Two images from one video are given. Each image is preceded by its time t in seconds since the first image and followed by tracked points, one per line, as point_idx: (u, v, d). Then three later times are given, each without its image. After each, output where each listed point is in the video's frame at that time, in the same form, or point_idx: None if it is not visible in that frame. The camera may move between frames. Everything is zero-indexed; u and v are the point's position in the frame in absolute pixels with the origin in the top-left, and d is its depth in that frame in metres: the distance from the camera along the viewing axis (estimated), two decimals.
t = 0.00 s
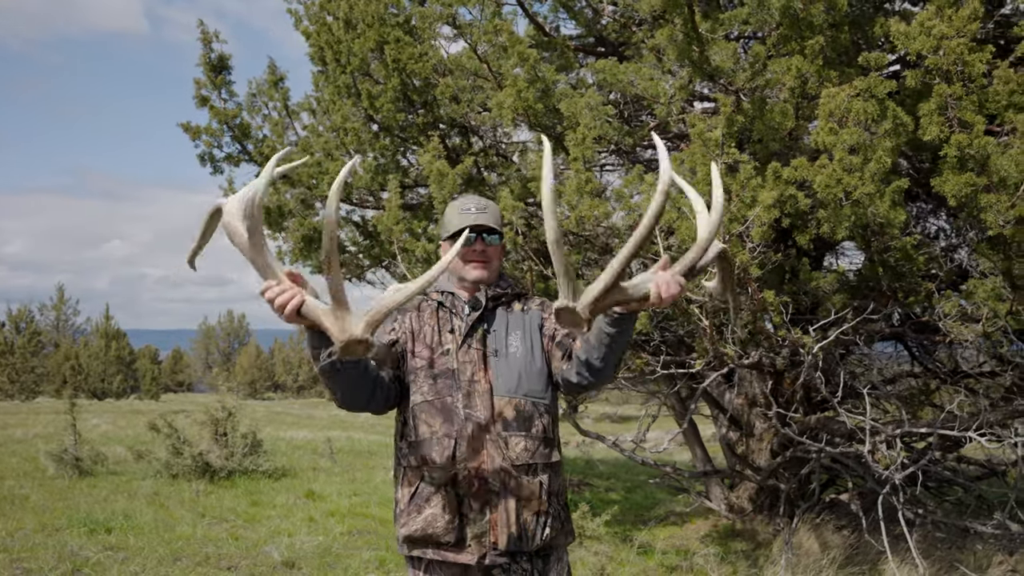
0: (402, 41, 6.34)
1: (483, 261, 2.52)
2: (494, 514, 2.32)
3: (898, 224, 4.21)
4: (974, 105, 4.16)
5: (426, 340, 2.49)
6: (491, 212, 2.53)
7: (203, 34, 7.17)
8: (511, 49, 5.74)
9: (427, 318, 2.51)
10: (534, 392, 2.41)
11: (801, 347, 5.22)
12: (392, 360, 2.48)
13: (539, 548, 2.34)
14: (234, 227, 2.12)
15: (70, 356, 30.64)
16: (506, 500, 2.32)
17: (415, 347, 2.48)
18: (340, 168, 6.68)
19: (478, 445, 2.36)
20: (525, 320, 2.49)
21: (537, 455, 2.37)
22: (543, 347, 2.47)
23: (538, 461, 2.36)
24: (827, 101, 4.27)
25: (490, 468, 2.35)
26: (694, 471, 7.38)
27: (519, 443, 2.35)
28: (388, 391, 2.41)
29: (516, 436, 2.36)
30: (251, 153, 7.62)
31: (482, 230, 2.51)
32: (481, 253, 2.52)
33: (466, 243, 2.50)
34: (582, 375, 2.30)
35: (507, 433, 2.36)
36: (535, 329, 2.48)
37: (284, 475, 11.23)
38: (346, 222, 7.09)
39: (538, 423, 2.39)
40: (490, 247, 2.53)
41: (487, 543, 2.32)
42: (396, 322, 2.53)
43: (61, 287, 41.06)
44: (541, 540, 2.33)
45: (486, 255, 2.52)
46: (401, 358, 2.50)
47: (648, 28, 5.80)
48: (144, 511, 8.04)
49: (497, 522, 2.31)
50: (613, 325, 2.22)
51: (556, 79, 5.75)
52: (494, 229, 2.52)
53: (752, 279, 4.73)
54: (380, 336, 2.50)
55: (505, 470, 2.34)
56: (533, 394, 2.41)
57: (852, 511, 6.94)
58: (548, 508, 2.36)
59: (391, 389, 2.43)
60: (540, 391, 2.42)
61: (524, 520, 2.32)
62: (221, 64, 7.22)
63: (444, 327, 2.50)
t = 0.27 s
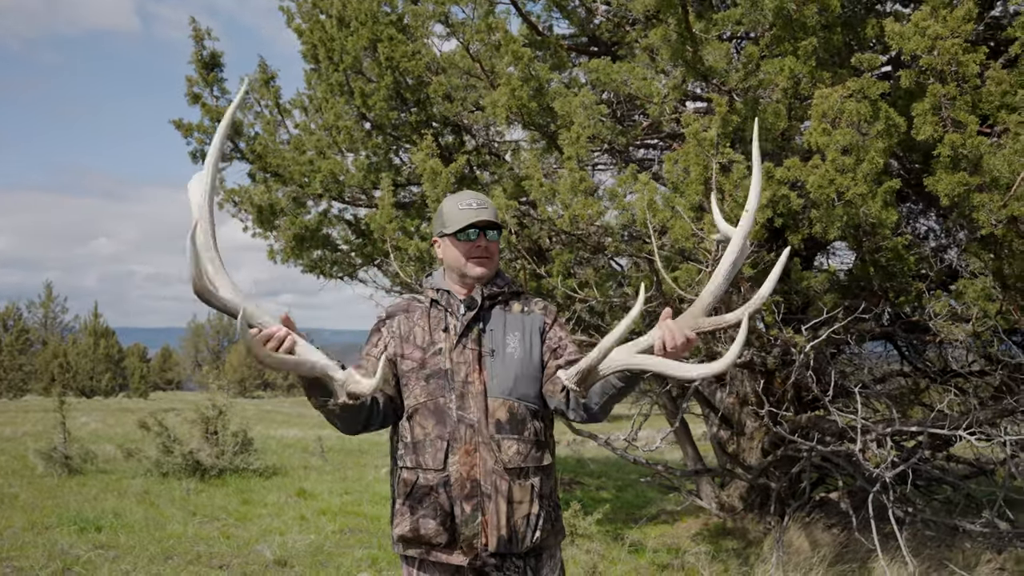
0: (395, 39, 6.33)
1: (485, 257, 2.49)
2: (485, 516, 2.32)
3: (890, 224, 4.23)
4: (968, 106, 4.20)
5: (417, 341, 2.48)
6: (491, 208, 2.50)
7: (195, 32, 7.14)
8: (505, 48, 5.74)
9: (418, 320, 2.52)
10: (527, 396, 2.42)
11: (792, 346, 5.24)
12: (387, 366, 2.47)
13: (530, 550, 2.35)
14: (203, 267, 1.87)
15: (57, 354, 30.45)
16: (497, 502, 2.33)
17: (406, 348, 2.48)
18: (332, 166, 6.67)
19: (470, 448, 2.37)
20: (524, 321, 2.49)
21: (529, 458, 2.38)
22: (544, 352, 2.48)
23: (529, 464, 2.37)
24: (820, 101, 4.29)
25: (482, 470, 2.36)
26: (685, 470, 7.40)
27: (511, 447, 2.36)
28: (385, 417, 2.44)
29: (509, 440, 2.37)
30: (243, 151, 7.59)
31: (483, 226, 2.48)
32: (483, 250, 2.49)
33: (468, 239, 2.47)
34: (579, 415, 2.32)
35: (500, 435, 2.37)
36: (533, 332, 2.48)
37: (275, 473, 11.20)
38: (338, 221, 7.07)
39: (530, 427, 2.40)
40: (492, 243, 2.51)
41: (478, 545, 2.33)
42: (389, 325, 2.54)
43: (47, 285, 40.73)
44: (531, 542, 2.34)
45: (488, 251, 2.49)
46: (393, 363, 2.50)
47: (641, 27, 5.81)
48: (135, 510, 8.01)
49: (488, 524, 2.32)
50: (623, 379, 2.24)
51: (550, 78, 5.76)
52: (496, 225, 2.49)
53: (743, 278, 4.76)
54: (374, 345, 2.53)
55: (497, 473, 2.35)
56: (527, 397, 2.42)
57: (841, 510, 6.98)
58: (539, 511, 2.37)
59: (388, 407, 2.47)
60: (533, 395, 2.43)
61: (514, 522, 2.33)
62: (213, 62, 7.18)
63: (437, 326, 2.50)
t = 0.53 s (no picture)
0: (388, 39, 6.32)
1: (468, 258, 2.49)
2: (480, 516, 2.33)
3: (883, 225, 4.26)
4: (960, 107, 4.23)
5: (415, 340, 2.49)
6: (478, 208, 2.50)
7: (186, 32, 7.11)
8: (500, 48, 5.74)
9: (416, 318, 2.52)
10: (524, 397, 2.42)
11: (785, 346, 5.26)
12: (386, 366, 2.51)
13: (523, 551, 2.36)
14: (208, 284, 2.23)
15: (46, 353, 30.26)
16: (492, 503, 2.33)
17: (404, 347, 2.49)
18: (325, 166, 6.66)
19: (466, 448, 2.38)
20: (524, 323, 2.50)
21: (525, 459, 2.39)
22: (543, 351, 2.49)
23: (525, 465, 2.38)
24: (814, 103, 4.31)
25: (478, 470, 2.37)
26: (678, 470, 7.43)
27: (507, 448, 2.37)
28: (374, 418, 2.45)
29: (505, 440, 2.37)
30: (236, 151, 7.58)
31: (465, 226, 2.48)
32: (467, 250, 2.50)
33: (451, 239, 2.50)
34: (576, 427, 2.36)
35: (496, 436, 2.37)
36: (533, 333, 2.49)
37: (267, 473, 11.17)
38: (332, 220, 7.06)
39: (527, 428, 2.41)
40: (477, 244, 2.50)
41: (472, 545, 2.33)
42: (387, 322, 2.55)
43: (37, 283, 40.45)
44: (525, 543, 2.35)
45: (472, 252, 2.49)
46: (392, 362, 2.52)
47: (635, 28, 5.82)
48: (127, 510, 7.98)
49: (482, 524, 2.32)
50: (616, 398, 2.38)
51: (544, 78, 5.76)
52: (479, 225, 2.48)
53: (737, 279, 4.78)
54: (373, 344, 2.53)
55: (492, 473, 2.36)
56: (524, 398, 2.42)
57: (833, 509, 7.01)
58: (534, 512, 2.38)
59: (383, 408, 2.49)
60: (531, 396, 2.43)
61: (509, 522, 2.33)
62: (204, 62, 7.16)
63: (436, 325, 2.50)
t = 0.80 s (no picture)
0: (381, 38, 6.30)
1: (450, 256, 2.50)
2: (478, 512, 2.33)
3: (876, 224, 4.28)
4: (952, 107, 4.26)
5: (415, 336, 2.51)
6: (462, 207, 2.49)
7: (176, 33, 7.08)
8: (493, 47, 5.74)
9: (416, 314, 2.55)
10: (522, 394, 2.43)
11: (778, 345, 5.29)
12: (392, 360, 2.49)
13: (521, 548, 2.36)
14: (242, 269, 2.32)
15: (36, 353, 30.07)
16: (490, 499, 2.34)
17: (403, 342, 2.50)
18: (318, 165, 6.64)
19: (465, 444, 2.39)
20: (521, 320, 2.51)
21: (522, 456, 2.40)
22: (540, 348, 2.50)
23: (523, 461, 2.39)
24: (808, 103, 4.33)
25: (476, 467, 2.37)
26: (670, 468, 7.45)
27: (505, 444, 2.38)
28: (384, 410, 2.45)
29: (503, 437, 2.38)
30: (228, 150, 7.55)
31: (446, 225, 2.48)
32: (450, 249, 2.50)
33: (436, 238, 2.52)
34: (562, 420, 2.39)
35: (494, 432, 2.38)
36: (530, 330, 2.50)
37: (260, 473, 11.15)
38: (325, 219, 7.05)
39: (524, 425, 2.42)
40: (459, 243, 2.49)
41: (470, 541, 2.34)
42: (388, 318, 2.57)
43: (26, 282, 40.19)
44: (523, 539, 2.35)
45: (453, 250, 2.50)
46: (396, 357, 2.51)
47: (628, 28, 5.83)
48: (119, 510, 7.94)
49: (480, 520, 2.33)
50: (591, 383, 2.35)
51: (538, 78, 5.77)
52: (459, 223, 2.47)
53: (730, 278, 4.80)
54: (375, 340, 2.53)
55: (490, 470, 2.36)
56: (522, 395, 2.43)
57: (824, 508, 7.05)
58: (531, 508, 2.38)
59: (390, 401, 2.47)
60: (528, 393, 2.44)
61: (507, 519, 2.34)
62: (194, 62, 7.14)
63: (435, 321, 2.52)
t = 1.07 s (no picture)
0: (378, 38, 6.30)
1: (459, 259, 2.50)
2: (482, 509, 2.34)
3: (872, 225, 4.30)
4: (946, 109, 4.29)
5: (417, 335, 2.51)
6: (471, 209, 2.49)
7: (173, 30, 7.07)
8: (490, 46, 5.74)
9: (418, 314, 2.55)
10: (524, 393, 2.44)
11: (774, 345, 5.31)
12: (395, 360, 2.49)
13: (524, 546, 2.37)
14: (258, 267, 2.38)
15: (29, 351, 29.95)
16: (494, 496, 2.35)
17: (406, 342, 2.51)
18: (314, 164, 6.64)
19: (468, 442, 2.40)
20: (521, 319, 2.52)
21: (525, 454, 2.41)
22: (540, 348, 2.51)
23: (526, 459, 2.40)
24: (804, 104, 4.35)
25: (479, 465, 2.38)
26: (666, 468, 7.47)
27: (509, 442, 2.39)
28: (391, 408, 2.41)
29: (506, 435, 2.40)
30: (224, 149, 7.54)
31: (456, 228, 2.48)
32: (458, 251, 2.50)
33: (444, 239, 2.51)
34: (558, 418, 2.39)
35: (497, 431, 2.39)
36: (531, 331, 2.51)
37: (255, 471, 11.15)
38: (321, 219, 7.05)
39: (526, 424, 2.43)
40: (468, 245, 2.50)
41: (474, 538, 2.34)
42: (389, 318, 2.57)
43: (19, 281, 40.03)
44: (526, 537, 2.36)
45: (462, 253, 2.50)
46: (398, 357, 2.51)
47: (625, 28, 5.85)
48: (113, 509, 7.92)
49: (485, 517, 2.34)
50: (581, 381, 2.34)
51: (535, 78, 5.78)
52: (469, 226, 2.47)
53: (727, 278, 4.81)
54: (380, 341, 2.53)
55: (494, 468, 2.37)
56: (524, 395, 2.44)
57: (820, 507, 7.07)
58: (534, 506, 2.39)
59: (398, 401, 2.46)
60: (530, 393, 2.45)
61: (510, 517, 2.35)
62: (191, 60, 7.13)
63: (437, 321, 2.53)
